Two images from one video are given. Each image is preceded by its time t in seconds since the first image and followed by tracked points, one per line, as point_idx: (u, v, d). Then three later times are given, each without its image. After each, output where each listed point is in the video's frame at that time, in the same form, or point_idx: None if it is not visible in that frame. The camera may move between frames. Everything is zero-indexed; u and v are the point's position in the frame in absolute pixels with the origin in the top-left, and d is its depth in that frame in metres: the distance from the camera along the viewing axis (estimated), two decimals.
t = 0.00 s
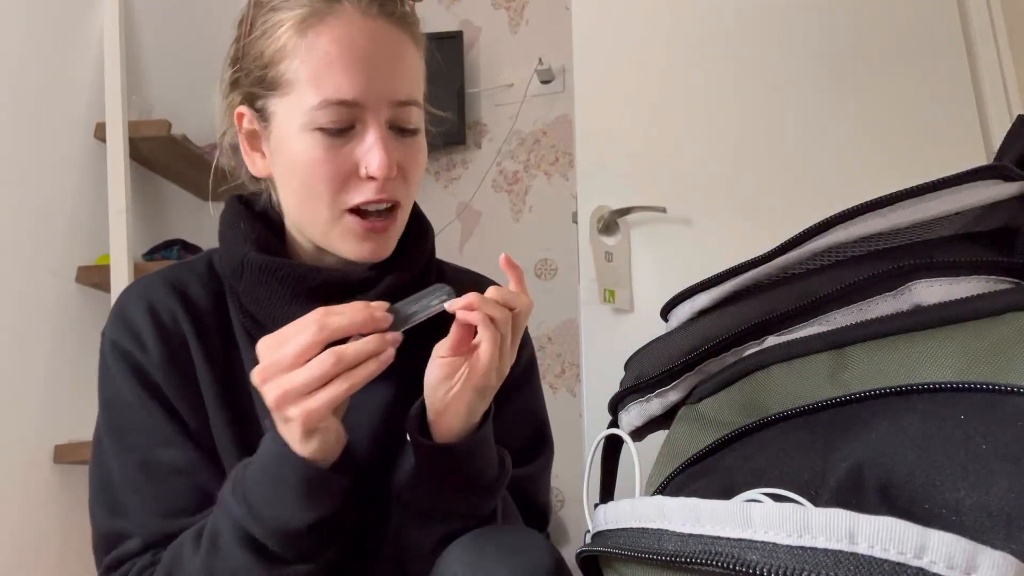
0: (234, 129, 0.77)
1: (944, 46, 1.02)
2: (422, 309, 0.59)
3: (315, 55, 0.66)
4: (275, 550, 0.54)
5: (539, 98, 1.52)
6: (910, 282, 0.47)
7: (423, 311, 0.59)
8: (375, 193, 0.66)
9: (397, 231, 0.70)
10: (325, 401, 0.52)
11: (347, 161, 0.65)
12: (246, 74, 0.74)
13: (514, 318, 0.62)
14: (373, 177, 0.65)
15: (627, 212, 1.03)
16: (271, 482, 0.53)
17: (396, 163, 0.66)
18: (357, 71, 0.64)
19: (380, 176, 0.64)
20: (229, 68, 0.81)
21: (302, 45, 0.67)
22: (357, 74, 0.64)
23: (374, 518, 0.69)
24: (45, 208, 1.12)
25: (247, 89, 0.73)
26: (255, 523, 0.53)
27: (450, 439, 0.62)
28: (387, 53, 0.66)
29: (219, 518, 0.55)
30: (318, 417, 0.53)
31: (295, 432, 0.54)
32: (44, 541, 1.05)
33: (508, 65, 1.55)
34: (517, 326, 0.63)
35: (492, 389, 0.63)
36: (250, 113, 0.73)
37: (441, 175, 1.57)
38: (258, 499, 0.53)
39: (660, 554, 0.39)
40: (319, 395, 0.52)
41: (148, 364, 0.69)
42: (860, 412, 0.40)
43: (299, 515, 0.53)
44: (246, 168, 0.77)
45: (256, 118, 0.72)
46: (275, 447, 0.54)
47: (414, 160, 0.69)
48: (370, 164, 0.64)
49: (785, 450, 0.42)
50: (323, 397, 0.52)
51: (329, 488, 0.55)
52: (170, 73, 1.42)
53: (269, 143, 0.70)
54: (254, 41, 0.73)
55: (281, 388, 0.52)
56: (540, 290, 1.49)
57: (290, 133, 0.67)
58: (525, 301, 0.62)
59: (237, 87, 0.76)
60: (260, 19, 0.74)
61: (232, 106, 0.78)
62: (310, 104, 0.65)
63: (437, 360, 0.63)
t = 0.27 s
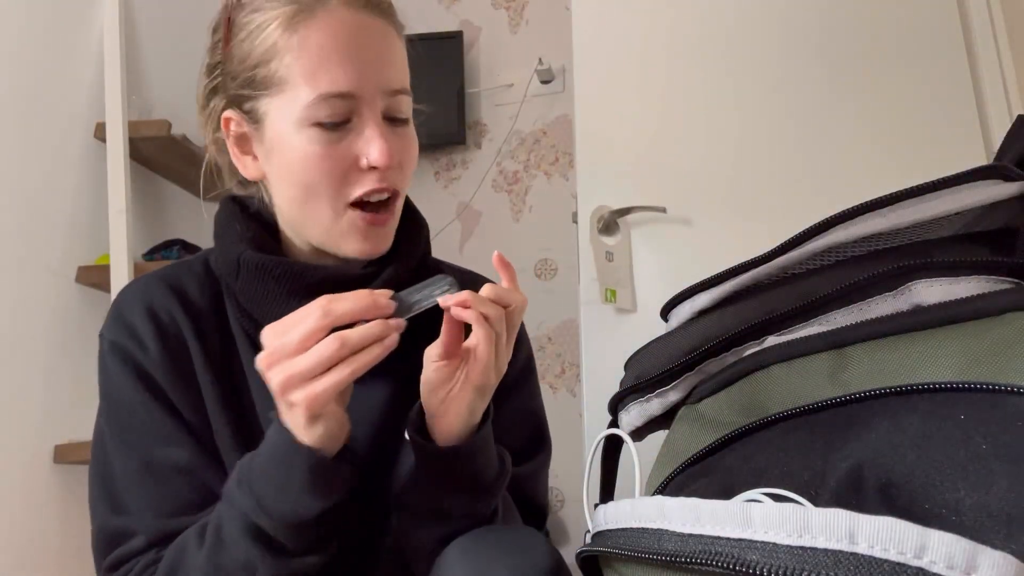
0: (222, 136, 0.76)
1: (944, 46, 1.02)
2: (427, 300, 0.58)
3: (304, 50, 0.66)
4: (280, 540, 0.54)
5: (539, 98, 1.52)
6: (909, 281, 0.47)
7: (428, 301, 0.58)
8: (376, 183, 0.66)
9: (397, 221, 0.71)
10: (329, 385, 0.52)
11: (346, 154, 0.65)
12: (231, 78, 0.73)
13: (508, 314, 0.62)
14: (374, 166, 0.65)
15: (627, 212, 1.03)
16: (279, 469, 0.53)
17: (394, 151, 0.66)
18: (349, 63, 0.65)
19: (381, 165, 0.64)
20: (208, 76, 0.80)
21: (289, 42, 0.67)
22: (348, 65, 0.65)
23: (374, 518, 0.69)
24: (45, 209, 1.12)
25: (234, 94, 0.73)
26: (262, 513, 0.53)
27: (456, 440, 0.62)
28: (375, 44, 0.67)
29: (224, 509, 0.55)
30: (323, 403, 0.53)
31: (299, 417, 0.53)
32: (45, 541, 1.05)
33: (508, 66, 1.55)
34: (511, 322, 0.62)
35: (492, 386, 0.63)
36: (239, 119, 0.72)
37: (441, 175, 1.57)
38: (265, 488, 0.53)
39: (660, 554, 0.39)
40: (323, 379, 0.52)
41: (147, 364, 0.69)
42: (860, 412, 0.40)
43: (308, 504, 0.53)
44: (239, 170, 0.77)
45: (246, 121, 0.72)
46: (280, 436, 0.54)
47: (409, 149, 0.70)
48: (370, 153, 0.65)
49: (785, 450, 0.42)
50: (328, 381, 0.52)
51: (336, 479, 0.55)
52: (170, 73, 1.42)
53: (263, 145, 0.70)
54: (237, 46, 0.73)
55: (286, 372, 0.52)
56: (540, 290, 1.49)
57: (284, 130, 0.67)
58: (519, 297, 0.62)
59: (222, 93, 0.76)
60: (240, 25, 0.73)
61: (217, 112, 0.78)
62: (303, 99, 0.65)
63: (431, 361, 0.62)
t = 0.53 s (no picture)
0: (219, 132, 0.76)
1: (944, 45, 1.02)
2: (409, 280, 0.56)
3: (300, 52, 0.66)
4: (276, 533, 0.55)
5: (539, 98, 1.52)
6: (909, 282, 0.47)
7: (408, 282, 0.56)
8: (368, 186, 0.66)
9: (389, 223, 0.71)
10: (320, 370, 0.52)
11: (338, 156, 0.65)
12: (228, 74, 0.73)
13: (506, 311, 0.62)
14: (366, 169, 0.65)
15: (627, 212, 1.03)
16: (268, 466, 0.53)
17: (387, 154, 0.66)
18: (344, 66, 0.64)
19: (373, 168, 0.64)
20: (206, 71, 0.80)
21: (285, 42, 0.67)
22: (343, 68, 0.64)
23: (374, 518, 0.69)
24: (45, 208, 1.12)
25: (231, 91, 0.73)
26: (256, 508, 0.53)
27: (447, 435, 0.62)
28: (372, 47, 0.66)
29: (218, 506, 0.55)
30: (316, 389, 0.53)
31: (293, 405, 0.54)
32: (45, 541, 1.05)
33: (508, 66, 1.55)
34: (510, 319, 0.62)
35: (487, 384, 0.63)
36: (234, 115, 0.72)
37: (441, 175, 1.57)
38: (257, 484, 0.53)
39: (660, 554, 0.39)
40: (315, 365, 0.53)
41: (145, 363, 0.68)
42: (860, 412, 0.40)
43: (299, 498, 0.54)
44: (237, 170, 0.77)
45: (241, 119, 0.72)
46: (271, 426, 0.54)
47: (403, 152, 0.69)
48: (362, 156, 0.64)
49: (785, 450, 0.42)
50: (318, 366, 0.53)
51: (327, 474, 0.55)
52: (170, 73, 1.42)
53: (256, 143, 0.70)
54: (235, 42, 0.73)
55: (277, 360, 0.52)
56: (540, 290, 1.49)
57: (278, 131, 0.67)
58: (518, 295, 0.62)
59: (219, 88, 0.76)
60: (239, 20, 0.73)
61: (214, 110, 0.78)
62: (297, 101, 0.65)
63: (431, 356, 0.63)
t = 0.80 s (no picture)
0: (223, 132, 0.76)
1: (943, 46, 1.02)
2: (434, 288, 0.58)
3: (305, 58, 0.66)
4: (289, 528, 0.54)
5: (539, 98, 1.52)
6: (909, 282, 0.47)
7: (434, 288, 0.58)
8: (369, 194, 0.66)
9: (390, 232, 0.70)
10: (353, 362, 0.53)
11: (340, 164, 0.65)
12: (233, 76, 0.74)
13: (509, 313, 0.62)
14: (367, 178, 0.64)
15: (627, 212, 1.02)
16: (288, 457, 0.53)
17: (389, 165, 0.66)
18: (348, 75, 0.64)
19: (374, 177, 0.64)
20: (212, 70, 0.80)
21: (291, 48, 0.67)
22: (348, 77, 0.64)
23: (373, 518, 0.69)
24: (45, 208, 1.12)
25: (236, 93, 0.73)
26: (271, 500, 0.53)
27: (445, 434, 0.62)
28: (377, 56, 0.66)
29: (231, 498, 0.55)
30: (348, 380, 0.54)
31: (323, 395, 0.54)
32: (44, 541, 1.05)
33: (509, 66, 1.55)
34: (513, 321, 0.63)
35: (487, 384, 0.63)
36: (238, 116, 0.73)
37: (441, 175, 1.57)
38: (275, 476, 0.53)
39: (660, 554, 0.39)
40: (349, 356, 0.53)
41: (147, 362, 0.68)
42: (859, 412, 0.40)
43: (315, 493, 0.53)
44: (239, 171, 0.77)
45: (245, 121, 0.72)
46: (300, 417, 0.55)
47: (406, 161, 0.69)
48: (364, 166, 0.64)
49: (785, 450, 0.42)
50: (354, 357, 0.53)
51: (340, 472, 0.55)
52: (169, 73, 1.42)
53: (260, 147, 0.70)
54: (242, 44, 0.73)
55: (312, 349, 0.53)
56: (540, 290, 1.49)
57: (281, 135, 0.66)
58: (522, 297, 0.62)
59: (224, 89, 0.76)
60: (247, 22, 0.73)
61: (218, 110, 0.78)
62: (300, 108, 0.65)
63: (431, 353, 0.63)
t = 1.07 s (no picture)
0: (229, 129, 0.76)
1: (943, 45, 1.02)
2: (418, 296, 0.58)
3: (317, 60, 0.65)
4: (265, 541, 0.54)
5: (539, 98, 1.52)
6: (910, 281, 0.47)
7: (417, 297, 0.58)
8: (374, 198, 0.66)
9: (393, 233, 0.71)
10: (332, 379, 0.53)
11: (346, 167, 0.65)
12: (242, 74, 0.73)
13: (515, 313, 0.62)
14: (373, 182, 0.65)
15: (627, 212, 1.02)
16: (266, 475, 0.53)
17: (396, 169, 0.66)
18: (360, 79, 0.64)
19: (380, 182, 0.64)
20: (220, 65, 0.80)
21: (303, 48, 0.66)
22: (359, 81, 0.64)
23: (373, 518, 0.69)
24: (45, 208, 1.12)
25: (244, 89, 0.73)
26: (249, 517, 0.53)
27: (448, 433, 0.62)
28: (389, 61, 0.66)
29: (212, 510, 0.55)
30: (326, 397, 0.54)
31: (301, 413, 0.54)
32: (45, 541, 1.05)
33: (509, 66, 1.55)
34: (519, 321, 0.63)
35: (491, 384, 0.63)
36: (245, 114, 0.73)
37: (441, 175, 1.57)
38: (252, 491, 0.53)
39: (660, 554, 0.39)
40: (327, 373, 0.53)
41: (147, 363, 0.68)
42: (860, 412, 0.40)
43: (289, 507, 0.53)
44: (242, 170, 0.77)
45: (252, 119, 0.72)
46: (278, 434, 0.54)
47: (411, 165, 0.69)
48: (370, 170, 0.64)
49: (785, 450, 0.42)
50: (332, 374, 0.53)
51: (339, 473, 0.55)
52: (170, 74, 1.42)
53: (267, 145, 0.70)
54: (253, 40, 0.72)
55: (290, 367, 0.53)
56: (540, 290, 1.49)
57: (289, 136, 0.66)
58: (529, 297, 0.62)
59: (233, 84, 0.76)
60: (260, 18, 0.73)
61: (224, 106, 0.78)
62: (309, 110, 0.65)
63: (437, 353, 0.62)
